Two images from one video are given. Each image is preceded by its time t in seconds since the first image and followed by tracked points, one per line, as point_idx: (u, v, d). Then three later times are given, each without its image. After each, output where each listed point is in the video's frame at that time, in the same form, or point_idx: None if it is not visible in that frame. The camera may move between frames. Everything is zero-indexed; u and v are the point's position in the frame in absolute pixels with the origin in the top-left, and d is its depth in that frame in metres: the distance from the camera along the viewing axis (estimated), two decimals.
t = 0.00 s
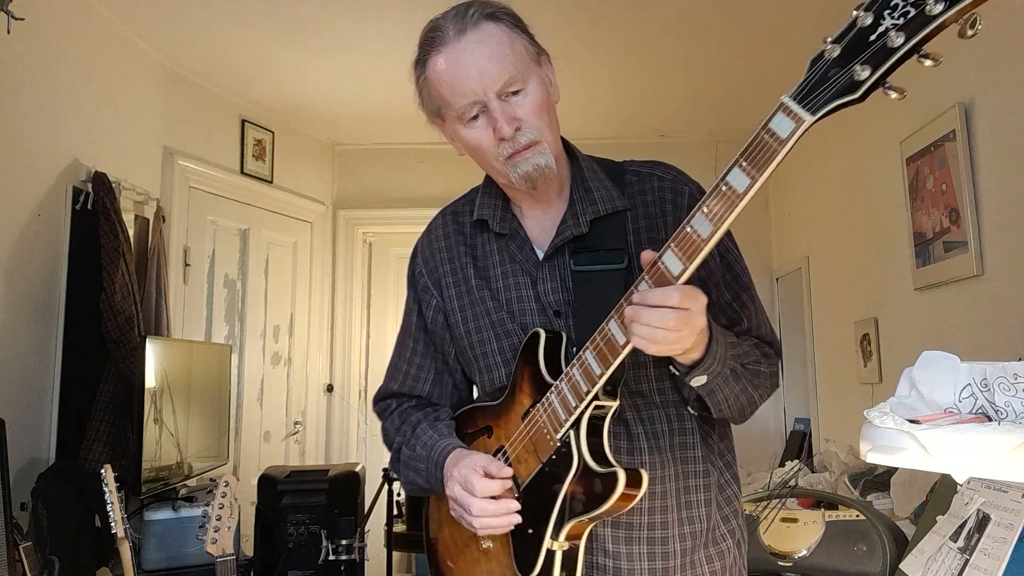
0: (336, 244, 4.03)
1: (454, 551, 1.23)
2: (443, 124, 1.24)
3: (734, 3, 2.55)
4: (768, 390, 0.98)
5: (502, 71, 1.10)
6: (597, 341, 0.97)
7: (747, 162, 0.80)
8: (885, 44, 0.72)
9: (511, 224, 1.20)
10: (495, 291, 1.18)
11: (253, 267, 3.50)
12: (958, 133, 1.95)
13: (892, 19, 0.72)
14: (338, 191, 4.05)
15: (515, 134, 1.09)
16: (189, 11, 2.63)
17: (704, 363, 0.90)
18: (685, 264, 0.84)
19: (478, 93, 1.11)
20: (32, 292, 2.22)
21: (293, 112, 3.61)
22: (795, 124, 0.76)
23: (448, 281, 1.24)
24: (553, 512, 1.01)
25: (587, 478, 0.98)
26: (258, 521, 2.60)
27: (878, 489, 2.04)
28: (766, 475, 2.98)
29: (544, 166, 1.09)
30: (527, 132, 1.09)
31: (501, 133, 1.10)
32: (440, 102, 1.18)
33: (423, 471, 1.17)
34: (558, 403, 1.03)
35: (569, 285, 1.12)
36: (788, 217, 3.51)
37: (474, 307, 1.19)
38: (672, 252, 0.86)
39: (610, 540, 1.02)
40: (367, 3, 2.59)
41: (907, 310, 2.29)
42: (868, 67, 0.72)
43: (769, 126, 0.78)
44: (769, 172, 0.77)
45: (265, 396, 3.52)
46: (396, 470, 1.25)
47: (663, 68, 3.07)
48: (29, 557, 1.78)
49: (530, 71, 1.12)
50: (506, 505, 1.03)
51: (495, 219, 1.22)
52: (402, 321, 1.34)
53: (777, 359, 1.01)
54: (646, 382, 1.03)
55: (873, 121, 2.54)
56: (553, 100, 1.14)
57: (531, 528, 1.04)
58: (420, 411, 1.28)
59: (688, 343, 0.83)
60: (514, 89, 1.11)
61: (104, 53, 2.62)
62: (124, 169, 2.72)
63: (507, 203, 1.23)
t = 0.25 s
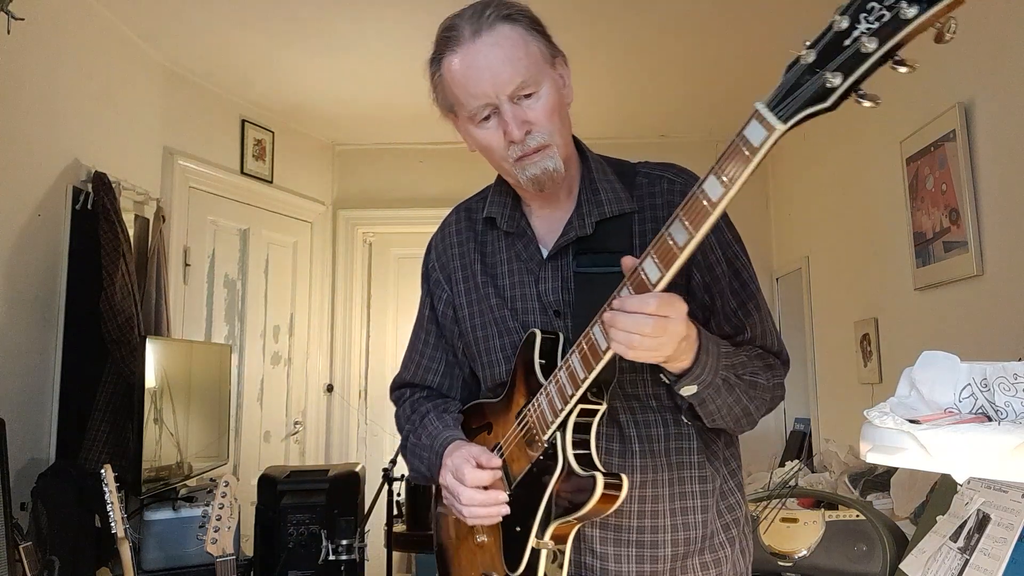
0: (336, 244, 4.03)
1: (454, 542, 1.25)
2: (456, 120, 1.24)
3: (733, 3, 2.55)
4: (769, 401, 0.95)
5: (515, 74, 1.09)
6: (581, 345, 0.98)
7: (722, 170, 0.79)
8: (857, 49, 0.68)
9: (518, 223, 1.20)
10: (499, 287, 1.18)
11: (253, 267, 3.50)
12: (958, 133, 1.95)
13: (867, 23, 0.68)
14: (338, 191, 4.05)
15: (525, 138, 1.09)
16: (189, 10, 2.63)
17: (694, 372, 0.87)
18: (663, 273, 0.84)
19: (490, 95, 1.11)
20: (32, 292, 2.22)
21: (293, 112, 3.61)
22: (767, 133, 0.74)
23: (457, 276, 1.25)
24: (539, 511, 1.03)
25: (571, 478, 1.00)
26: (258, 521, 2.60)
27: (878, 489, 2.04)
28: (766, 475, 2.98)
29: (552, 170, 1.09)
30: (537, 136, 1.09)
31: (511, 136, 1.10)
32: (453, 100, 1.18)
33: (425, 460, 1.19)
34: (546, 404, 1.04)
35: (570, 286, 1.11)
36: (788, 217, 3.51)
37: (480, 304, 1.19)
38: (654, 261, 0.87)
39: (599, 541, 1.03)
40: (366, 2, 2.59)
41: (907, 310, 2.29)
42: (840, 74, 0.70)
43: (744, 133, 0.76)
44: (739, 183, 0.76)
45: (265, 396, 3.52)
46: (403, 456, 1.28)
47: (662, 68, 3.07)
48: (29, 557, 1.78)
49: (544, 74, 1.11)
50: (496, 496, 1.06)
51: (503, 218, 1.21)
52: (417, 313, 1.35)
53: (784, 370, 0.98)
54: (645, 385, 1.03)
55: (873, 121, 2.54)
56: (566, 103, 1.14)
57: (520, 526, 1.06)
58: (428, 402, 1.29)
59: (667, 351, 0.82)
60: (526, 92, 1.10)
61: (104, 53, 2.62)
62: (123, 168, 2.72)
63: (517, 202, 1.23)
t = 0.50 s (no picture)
0: (336, 244, 4.03)
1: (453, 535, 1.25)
2: (471, 111, 1.23)
3: (733, 3, 2.55)
4: (771, 405, 0.95)
5: (532, 67, 1.08)
6: (579, 336, 0.98)
7: (716, 159, 0.79)
8: (852, 34, 0.69)
9: (529, 217, 1.20)
10: (505, 281, 1.18)
11: (253, 267, 3.50)
12: (958, 133, 1.95)
13: (861, 10, 0.69)
14: (338, 191, 4.05)
15: (537, 131, 1.08)
16: (189, 10, 2.63)
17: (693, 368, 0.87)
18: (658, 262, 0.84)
19: (506, 87, 1.10)
20: (32, 292, 2.22)
21: (293, 112, 3.61)
22: (761, 118, 0.74)
23: (465, 268, 1.25)
24: (534, 503, 1.02)
25: (564, 471, 0.99)
26: (258, 521, 2.60)
27: (878, 489, 2.04)
28: (766, 475, 2.98)
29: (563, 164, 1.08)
30: (549, 130, 1.08)
31: (524, 128, 1.09)
32: (469, 90, 1.18)
33: (427, 450, 1.20)
34: (542, 396, 1.04)
35: (576, 280, 1.11)
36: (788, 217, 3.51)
37: (486, 296, 1.20)
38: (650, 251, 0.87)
39: (593, 537, 1.03)
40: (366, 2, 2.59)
41: (907, 310, 2.29)
42: (834, 59, 0.70)
43: (739, 121, 0.77)
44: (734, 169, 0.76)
45: (265, 396, 3.52)
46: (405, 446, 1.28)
47: (662, 67, 3.07)
48: (29, 557, 1.78)
49: (561, 67, 1.10)
50: (499, 480, 1.06)
51: (514, 211, 1.22)
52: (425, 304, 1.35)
53: (790, 376, 0.97)
54: (647, 384, 1.02)
55: (873, 121, 2.54)
56: (581, 99, 1.13)
57: (516, 518, 1.06)
58: (433, 393, 1.30)
59: (662, 341, 0.81)
60: (542, 85, 1.09)
61: (104, 53, 2.62)
62: (123, 168, 2.72)
63: (529, 197, 1.23)
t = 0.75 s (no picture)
0: (336, 243, 4.03)
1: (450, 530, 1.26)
2: (491, 98, 1.24)
3: (733, 3, 2.55)
4: (784, 408, 0.95)
5: (558, 53, 1.09)
6: (589, 325, 0.98)
7: (741, 146, 0.78)
8: (881, 27, 0.68)
9: (540, 206, 1.20)
10: (513, 272, 1.18)
11: (253, 267, 3.50)
12: (958, 133, 1.95)
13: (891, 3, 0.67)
14: (338, 190, 4.05)
15: (556, 117, 1.09)
16: (189, 10, 2.63)
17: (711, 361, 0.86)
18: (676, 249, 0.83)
19: (530, 72, 1.11)
20: (32, 291, 2.22)
21: (293, 111, 3.61)
22: (788, 107, 0.74)
23: (473, 259, 1.25)
24: (539, 494, 1.02)
25: (571, 461, 0.99)
26: (258, 521, 2.60)
27: (878, 489, 2.04)
28: (766, 475, 2.98)
29: (578, 152, 1.08)
30: (569, 117, 1.08)
31: (543, 114, 1.09)
32: (492, 75, 1.18)
33: (426, 441, 1.19)
34: (551, 385, 1.04)
35: (585, 272, 1.10)
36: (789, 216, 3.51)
37: (494, 287, 1.19)
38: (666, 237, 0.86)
39: (593, 531, 1.03)
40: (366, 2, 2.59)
41: (907, 311, 2.29)
42: (863, 51, 0.69)
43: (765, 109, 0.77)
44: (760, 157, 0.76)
45: (265, 396, 3.52)
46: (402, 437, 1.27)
47: (662, 67, 3.07)
48: (29, 557, 1.78)
49: (586, 58, 1.11)
50: (501, 470, 1.07)
51: (526, 201, 1.21)
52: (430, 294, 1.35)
53: (798, 378, 0.98)
54: (651, 380, 1.02)
55: (873, 121, 2.54)
56: (603, 92, 1.14)
57: (519, 508, 1.06)
58: (434, 384, 1.29)
59: (676, 330, 0.81)
60: (566, 73, 1.10)
61: (104, 52, 2.62)
62: (123, 168, 2.72)
63: (541, 188, 1.23)
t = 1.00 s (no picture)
0: (336, 243, 4.03)
1: (449, 529, 1.26)
2: (500, 91, 1.24)
3: (733, 3, 2.55)
4: (799, 409, 0.95)
5: (572, 49, 1.09)
6: (605, 324, 0.97)
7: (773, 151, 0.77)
8: (920, 42, 0.66)
9: (546, 204, 1.19)
10: (518, 270, 1.18)
11: (253, 267, 3.50)
12: (958, 133, 1.95)
13: (930, 17, 0.65)
14: (338, 190, 4.05)
15: (568, 114, 1.09)
16: (189, 10, 2.63)
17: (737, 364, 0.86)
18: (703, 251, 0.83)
19: (543, 66, 1.11)
20: (32, 291, 2.22)
21: (293, 112, 3.61)
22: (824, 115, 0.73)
23: (475, 256, 1.25)
24: (548, 494, 1.02)
25: (585, 461, 0.99)
26: (258, 521, 2.60)
27: (878, 489, 2.04)
28: (766, 475, 2.98)
29: (587, 150, 1.09)
30: (580, 115, 1.09)
31: (555, 110, 1.10)
32: (503, 67, 1.18)
33: (427, 439, 1.18)
34: (563, 384, 1.03)
35: (592, 272, 1.11)
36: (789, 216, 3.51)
37: (498, 284, 1.19)
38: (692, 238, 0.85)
39: (599, 531, 1.03)
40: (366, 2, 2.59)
41: (907, 311, 2.29)
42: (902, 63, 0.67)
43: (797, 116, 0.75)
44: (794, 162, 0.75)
45: (265, 396, 3.52)
46: (399, 434, 1.27)
47: (663, 67, 3.07)
48: (29, 557, 1.78)
49: (598, 56, 1.12)
50: (514, 470, 1.04)
51: (531, 198, 1.21)
52: (428, 290, 1.35)
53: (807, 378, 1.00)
54: (657, 379, 1.02)
55: (874, 120, 2.53)
56: (612, 90, 1.14)
57: (526, 508, 1.06)
58: (433, 382, 1.29)
59: (699, 330, 0.79)
60: (578, 70, 1.10)
61: (104, 52, 2.62)
62: (123, 168, 2.72)
63: (546, 185, 1.23)
